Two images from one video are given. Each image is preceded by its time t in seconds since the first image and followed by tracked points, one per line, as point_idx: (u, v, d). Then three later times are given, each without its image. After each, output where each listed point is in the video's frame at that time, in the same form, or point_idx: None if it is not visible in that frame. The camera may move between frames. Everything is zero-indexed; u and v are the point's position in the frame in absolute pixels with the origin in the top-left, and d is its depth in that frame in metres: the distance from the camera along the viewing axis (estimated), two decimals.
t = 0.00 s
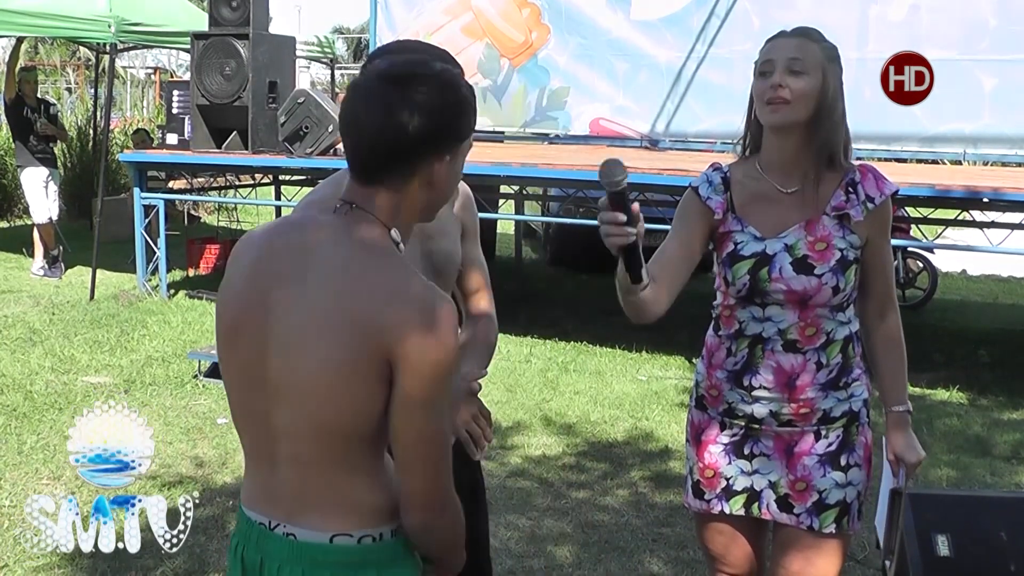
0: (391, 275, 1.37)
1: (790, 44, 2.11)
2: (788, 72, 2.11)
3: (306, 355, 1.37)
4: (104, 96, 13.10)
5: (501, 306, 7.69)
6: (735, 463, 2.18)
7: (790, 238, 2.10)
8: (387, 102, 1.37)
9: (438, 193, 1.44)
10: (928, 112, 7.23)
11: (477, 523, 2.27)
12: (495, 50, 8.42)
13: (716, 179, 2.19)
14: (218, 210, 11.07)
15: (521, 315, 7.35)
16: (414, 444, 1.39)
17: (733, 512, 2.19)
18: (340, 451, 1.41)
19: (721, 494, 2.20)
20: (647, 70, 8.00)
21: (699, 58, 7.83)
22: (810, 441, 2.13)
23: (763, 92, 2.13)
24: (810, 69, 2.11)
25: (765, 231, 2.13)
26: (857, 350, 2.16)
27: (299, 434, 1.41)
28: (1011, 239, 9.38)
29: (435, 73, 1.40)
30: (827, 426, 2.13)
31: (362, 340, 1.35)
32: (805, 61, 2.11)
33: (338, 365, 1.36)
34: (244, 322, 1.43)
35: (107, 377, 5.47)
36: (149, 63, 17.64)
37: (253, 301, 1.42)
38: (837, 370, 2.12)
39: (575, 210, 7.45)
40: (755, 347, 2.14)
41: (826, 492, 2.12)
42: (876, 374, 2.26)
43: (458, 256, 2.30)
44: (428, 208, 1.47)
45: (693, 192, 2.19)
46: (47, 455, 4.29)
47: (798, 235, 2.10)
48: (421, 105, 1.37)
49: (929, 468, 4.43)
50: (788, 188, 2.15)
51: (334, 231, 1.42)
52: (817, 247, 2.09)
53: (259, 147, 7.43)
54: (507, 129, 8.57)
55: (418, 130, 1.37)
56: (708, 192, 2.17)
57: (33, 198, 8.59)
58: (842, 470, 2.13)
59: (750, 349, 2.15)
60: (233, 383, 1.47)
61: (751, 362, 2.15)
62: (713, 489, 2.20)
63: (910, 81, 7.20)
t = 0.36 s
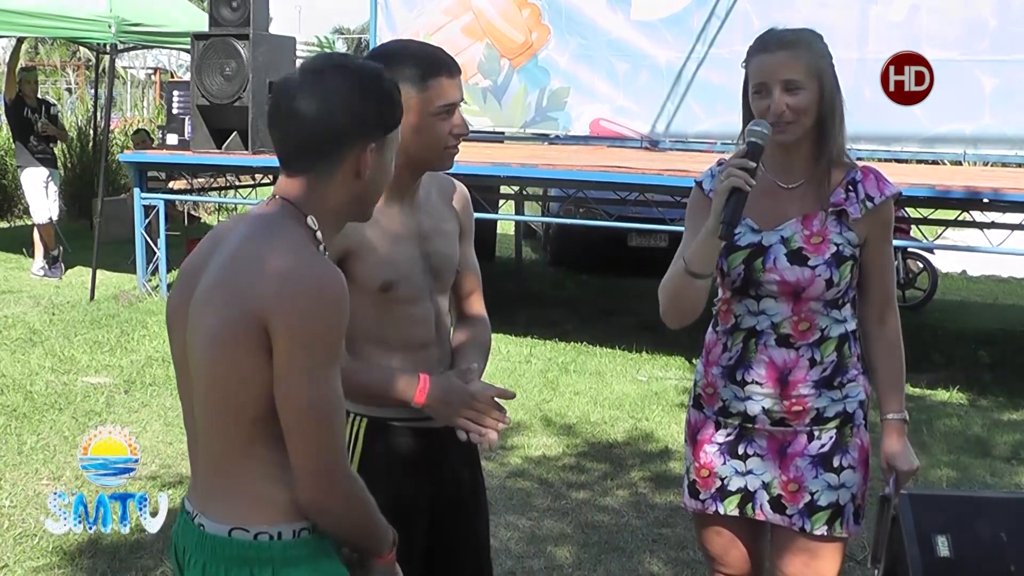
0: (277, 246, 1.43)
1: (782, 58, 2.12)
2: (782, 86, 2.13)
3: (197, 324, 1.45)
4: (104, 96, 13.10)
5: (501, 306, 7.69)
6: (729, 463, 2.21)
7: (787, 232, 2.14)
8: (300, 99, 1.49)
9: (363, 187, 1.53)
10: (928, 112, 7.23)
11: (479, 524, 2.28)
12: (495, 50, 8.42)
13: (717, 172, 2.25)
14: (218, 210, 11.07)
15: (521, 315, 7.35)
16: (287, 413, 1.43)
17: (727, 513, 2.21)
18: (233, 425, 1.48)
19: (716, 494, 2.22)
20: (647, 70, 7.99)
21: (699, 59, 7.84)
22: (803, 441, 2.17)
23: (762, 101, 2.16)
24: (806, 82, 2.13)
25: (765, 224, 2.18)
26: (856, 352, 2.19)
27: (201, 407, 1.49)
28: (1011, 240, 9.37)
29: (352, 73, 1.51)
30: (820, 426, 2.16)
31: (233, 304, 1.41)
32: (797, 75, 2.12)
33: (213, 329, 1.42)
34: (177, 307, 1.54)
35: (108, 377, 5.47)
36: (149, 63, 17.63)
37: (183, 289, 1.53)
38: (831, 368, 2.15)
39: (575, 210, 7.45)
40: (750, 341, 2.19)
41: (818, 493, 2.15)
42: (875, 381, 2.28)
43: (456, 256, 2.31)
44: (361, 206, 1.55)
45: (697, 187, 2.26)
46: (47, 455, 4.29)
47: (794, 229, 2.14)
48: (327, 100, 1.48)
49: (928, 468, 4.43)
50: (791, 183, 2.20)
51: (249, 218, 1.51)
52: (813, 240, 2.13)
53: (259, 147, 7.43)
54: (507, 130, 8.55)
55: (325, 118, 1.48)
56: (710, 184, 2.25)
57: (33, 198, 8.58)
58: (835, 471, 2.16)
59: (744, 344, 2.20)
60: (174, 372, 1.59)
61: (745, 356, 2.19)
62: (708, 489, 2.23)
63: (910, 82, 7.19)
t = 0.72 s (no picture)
0: (243, 246, 1.38)
1: (782, 61, 2.13)
2: (780, 90, 2.13)
3: (169, 331, 1.41)
4: (105, 98, 13.11)
5: (501, 308, 7.70)
6: (723, 458, 2.22)
7: (784, 233, 2.15)
8: (247, 92, 1.43)
9: (325, 178, 1.47)
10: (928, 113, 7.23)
11: (479, 529, 2.27)
12: (495, 52, 8.42)
13: (722, 173, 2.26)
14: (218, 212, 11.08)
15: (521, 318, 7.34)
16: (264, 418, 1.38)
17: (721, 507, 2.23)
18: (211, 433, 1.43)
19: (710, 489, 2.24)
20: (646, 73, 7.98)
21: (699, 61, 7.84)
22: (795, 438, 2.17)
23: (762, 105, 2.16)
24: (804, 85, 2.13)
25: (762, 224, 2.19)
26: (851, 352, 2.19)
27: (179, 416, 1.45)
28: (1011, 242, 9.37)
29: (299, 60, 1.45)
30: (812, 424, 2.17)
31: (201, 310, 1.36)
32: (797, 79, 2.12)
33: (183, 337, 1.38)
34: (153, 314, 1.50)
35: (108, 379, 5.47)
36: (149, 65, 17.68)
37: (156, 296, 1.49)
38: (825, 368, 2.16)
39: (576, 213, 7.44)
40: (745, 338, 2.20)
41: (810, 490, 2.15)
42: (871, 384, 2.28)
43: (454, 257, 2.31)
44: (326, 197, 1.50)
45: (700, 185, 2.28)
46: (47, 456, 4.29)
47: (792, 230, 2.15)
48: (277, 90, 1.42)
49: (929, 471, 4.42)
50: (791, 186, 2.20)
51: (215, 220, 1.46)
52: (810, 243, 2.14)
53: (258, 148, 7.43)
54: (508, 132, 8.57)
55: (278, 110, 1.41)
56: (711, 185, 2.26)
57: (33, 200, 8.59)
58: (827, 468, 2.16)
59: (739, 340, 2.20)
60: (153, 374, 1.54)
61: (740, 352, 2.20)
62: (701, 484, 2.24)
63: (910, 81, 7.19)
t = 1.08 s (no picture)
0: (236, 260, 1.36)
1: (769, 71, 2.14)
2: (763, 100, 2.15)
3: (160, 343, 1.39)
4: (104, 103, 13.10)
5: (500, 313, 7.69)
6: (715, 456, 2.22)
7: (781, 234, 2.15)
8: (240, 99, 1.40)
9: (321, 183, 1.46)
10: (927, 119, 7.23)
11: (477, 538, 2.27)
12: (494, 57, 8.40)
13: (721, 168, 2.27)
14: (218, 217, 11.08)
15: (520, 323, 7.34)
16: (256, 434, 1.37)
17: (712, 505, 2.22)
18: (203, 447, 1.41)
19: (701, 487, 2.23)
20: (647, 77, 8.00)
21: (699, 65, 7.85)
22: (786, 437, 2.17)
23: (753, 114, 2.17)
24: (785, 95, 2.13)
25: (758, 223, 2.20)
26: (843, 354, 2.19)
27: (170, 429, 1.43)
28: (1011, 247, 9.37)
29: (293, 65, 1.43)
30: (802, 424, 2.17)
31: (193, 326, 1.34)
32: (778, 87, 2.13)
33: (175, 352, 1.36)
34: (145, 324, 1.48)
35: (107, 384, 5.46)
36: (149, 70, 17.69)
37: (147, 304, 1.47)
38: (817, 368, 2.16)
39: (576, 219, 7.44)
40: (739, 336, 2.20)
41: (800, 489, 2.15)
42: (864, 386, 2.28)
43: (453, 262, 2.30)
44: (322, 204, 1.48)
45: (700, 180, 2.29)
46: (46, 461, 4.29)
47: (788, 231, 2.15)
48: (271, 98, 1.40)
49: (928, 475, 4.42)
50: (790, 189, 2.20)
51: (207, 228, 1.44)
52: (805, 244, 2.14)
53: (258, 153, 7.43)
54: (508, 137, 8.54)
55: (271, 116, 1.40)
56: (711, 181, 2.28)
57: (33, 204, 8.59)
58: (817, 468, 2.16)
59: (734, 339, 2.21)
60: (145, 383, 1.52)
61: (733, 350, 2.20)
62: (693, 482, 2.24)
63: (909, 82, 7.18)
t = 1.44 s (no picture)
0: (239, 281, 1.36)
1: (765, 86, 2.13)
2: (761, 115, 2.15)
3: (167, 361, 1.39)
4: (103, 109, 13.10)
5: (500, 319, 7.69)
6: (711, 460, 2.22)
7: (777, 238, 2.16)
8: (249, 112, 1.40)
9: (333, 195, 1.45)
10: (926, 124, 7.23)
11: (478, 540, 2.28)
12: (494, 63, 8.42)
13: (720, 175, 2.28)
14: (217, 223, 11.08)
15: (519, 329, 7.34)
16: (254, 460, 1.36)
17: (709, 509, 2.22)
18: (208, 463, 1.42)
19: (698, 491, 2.23)
20: (646, 84, 7.99)
21: (698, 71, 7.85)
22: (781, 442, 2.17)
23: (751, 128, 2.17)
24: (782, 109, 2.14)
25: (756, 228, 2.21)
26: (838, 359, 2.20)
27: (176, 442, 1.43)
28: (1010, 253, 9.38)
29: (304, 77, 1.42)
30: (798, 428, 2.17)
31: (196, 346, 1.34)
32: (775, 104, 2.13)
33: (179, 368, 1.36)
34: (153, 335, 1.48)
35: (106, 390, 5.46)
36: (149, 76, 17.71)
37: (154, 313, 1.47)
38: (813, 372, 2.16)
39: (575, 225, 7.44)
40: (736, 340, 2.20)
41: (796, 493, 2.15)
42: (859, 391, 2.28)
43: (452, 270, 2.31)
44: (330, 214, 1.48)
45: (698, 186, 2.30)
46: (45, 467, 4.29)
47: (784, 236, 2.16)
48: (281, 113, 1.39)
49: (927, 481, 4.42)
50: (787, 196, 2.20)
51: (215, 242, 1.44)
52: (801, 248, 2.15)
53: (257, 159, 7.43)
54: (505, 143, 8.57)
55: (281, 132, 1.39)
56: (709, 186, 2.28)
57: (33, 211, 8.60)
58: (812, 471, 2.16)
59: (731, 342, 2.21)
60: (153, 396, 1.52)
61: (730, 354, 2.20)
62: (690, 486, 2.24)
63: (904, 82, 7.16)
